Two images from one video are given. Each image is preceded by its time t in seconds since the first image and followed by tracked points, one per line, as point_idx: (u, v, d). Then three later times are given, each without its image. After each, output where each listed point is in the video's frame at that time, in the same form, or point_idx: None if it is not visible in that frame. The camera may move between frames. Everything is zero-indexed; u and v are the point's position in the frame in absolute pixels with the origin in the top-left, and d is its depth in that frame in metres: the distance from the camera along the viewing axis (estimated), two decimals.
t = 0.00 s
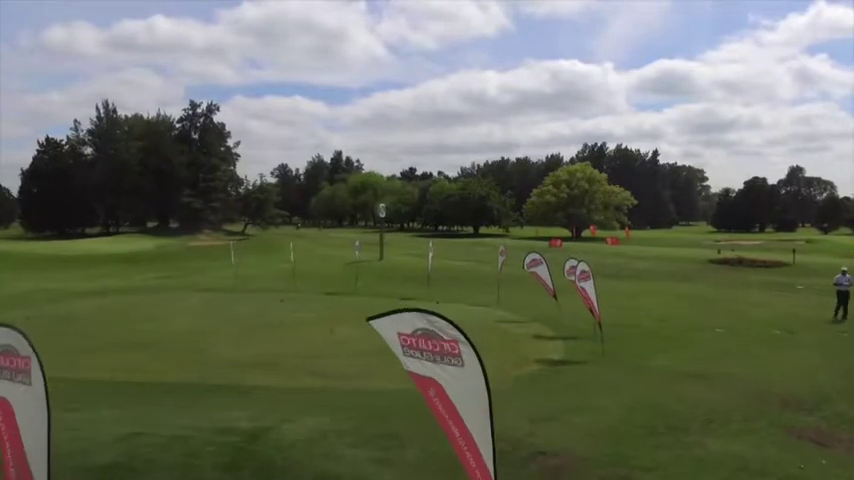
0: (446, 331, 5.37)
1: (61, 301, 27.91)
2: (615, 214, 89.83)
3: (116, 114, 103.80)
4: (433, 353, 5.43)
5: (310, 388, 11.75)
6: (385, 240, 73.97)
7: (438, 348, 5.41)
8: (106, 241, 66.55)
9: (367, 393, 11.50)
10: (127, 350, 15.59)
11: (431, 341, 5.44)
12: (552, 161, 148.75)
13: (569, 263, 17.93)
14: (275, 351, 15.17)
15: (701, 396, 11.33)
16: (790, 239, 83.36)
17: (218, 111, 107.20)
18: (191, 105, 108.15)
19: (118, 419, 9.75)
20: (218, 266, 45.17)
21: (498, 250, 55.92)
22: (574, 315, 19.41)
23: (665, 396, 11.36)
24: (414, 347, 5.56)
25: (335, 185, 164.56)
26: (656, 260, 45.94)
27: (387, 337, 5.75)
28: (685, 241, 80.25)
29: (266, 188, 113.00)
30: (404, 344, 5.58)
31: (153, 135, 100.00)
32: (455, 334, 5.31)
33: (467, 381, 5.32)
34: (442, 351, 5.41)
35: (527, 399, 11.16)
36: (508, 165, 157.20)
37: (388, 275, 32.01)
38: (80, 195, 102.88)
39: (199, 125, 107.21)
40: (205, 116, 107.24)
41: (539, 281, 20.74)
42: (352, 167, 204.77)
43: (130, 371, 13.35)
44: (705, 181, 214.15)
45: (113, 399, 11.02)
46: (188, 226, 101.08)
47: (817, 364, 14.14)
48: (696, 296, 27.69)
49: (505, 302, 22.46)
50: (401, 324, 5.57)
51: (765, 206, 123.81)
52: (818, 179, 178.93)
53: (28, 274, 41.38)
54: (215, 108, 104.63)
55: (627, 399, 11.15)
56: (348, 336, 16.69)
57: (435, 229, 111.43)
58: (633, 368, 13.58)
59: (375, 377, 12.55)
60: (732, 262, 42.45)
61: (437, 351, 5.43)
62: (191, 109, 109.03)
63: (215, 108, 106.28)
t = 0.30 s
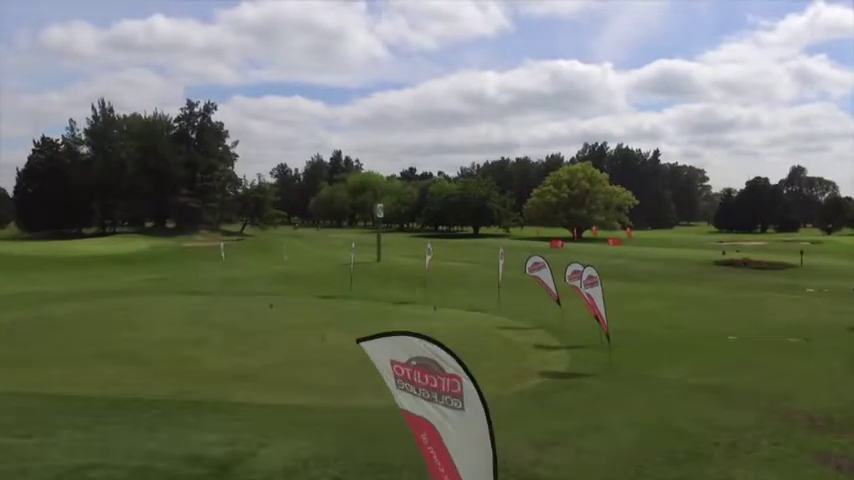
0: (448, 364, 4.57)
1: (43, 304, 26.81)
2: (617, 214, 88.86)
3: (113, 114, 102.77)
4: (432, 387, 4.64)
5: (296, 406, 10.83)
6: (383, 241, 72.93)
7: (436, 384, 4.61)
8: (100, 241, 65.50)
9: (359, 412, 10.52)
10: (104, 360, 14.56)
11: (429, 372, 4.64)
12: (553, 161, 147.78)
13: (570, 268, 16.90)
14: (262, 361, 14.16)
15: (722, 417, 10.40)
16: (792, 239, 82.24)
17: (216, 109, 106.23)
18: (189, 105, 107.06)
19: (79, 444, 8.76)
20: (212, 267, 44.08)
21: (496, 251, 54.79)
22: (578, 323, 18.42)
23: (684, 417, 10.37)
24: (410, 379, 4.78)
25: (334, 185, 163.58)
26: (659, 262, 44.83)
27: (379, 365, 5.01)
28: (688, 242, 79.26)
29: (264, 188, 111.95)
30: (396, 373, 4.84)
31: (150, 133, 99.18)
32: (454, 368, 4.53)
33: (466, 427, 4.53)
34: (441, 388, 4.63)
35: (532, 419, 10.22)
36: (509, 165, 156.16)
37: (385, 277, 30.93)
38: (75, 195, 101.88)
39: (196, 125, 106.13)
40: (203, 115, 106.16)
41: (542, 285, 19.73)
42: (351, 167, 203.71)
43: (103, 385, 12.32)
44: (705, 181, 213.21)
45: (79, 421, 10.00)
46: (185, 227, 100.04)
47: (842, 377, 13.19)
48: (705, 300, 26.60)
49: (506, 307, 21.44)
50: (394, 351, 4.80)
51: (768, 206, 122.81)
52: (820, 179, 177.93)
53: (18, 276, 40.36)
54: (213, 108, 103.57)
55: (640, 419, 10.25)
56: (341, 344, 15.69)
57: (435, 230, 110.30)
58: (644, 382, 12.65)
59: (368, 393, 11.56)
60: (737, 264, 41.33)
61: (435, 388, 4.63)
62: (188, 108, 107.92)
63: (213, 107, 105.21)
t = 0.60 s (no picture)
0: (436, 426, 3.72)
1: (26, 307, 25.78)
2: (619, 215, 87.83)
3: (110, 113, 101.91)
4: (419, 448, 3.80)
5: (280, 428, 9.84)
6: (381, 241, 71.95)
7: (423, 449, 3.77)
8: (95, 242, 64.66)
9: (348, 433, 9.58)
10: (76, 370, 13.59)
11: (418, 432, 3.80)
12: (553, 161, 146.78)
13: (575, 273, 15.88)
14: (245, 373, 13.18)
15: (744, 440, 9.52)
16: (796, 240, 81.14)
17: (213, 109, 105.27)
18: (186, 104, 106.09)
19: (28, 477, 7.69)
20: (206, 269, 43.09)
21: (497, 253, 53.71)
22: (583, 330, 17.38)
23: (701, 440, 9.47)
24: (397, 435, 3.96)
25: (333, 185, 162.63)
26: (663, 264, 43.74)
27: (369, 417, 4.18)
28: (692, 243, 78.21)
29: (263, 188, 110.90)
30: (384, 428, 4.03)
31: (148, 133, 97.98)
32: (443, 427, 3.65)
33: None
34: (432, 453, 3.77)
35: (535, 442, 9.40)
36: (509, 165, 155.17)
37: (384, 280, 29.85)
38: (72, 195, 101.08)
39: (194, 124, 105.17)
40: (200, 115, 105.19)
41: (545, 291, 18.66)
42: (351, 166, 202.76)
43: (73, 400, 11.21)
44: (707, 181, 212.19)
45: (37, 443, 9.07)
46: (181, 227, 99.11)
47: None
48: (714, 304, 25.54)
49: (506, 312, 20.41)
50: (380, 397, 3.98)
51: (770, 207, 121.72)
52: (822, 179, 176.86)
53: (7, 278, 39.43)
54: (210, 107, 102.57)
55: (654, 444, 9.35)
56: (331, 353, 14.70)
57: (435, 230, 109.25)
58: (655, 397, 11.68)
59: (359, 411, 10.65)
60: (744, 266, 40.23)
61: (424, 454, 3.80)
62: (186, 107, 106.96)
63: (210, 106, 104.21)
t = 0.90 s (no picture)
0: None
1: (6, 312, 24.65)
2: (621, 215, 86.74)
3: (105, 112, 100.74)
4: None
5: (253, 458, 8.71)
6: (380, 242, 70.91)
7: None
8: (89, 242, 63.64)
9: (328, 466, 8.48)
10: (36, 386, 12.44)
11: None
12: (554, 161, 145.62)
13: (579, 280, 14.73)
14: (224, 389, 12.04)
15: (778, 472, 8.45)
16: (800, 240, 80.03)
17: (210, 108, 104.10)
18: (183, 103, 104.90)
19: None
20: (200, 270, 41.97)
21: (497, 254, 52.58)
22: (589, 338, 16.23)
23: (729, 474, 8.38)
24: None
25: (332, 185, 161.51)
26: (668, 266, 42.58)
27: None
28: (696, 244, 77.13)
29: (261, 188, 109.77)
30: None
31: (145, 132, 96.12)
32: None
33: None
34: None
35: (539, 473, 8.38)
36: (510, 165, 153.98)
37: (381, 282, 28.68)
38: (67, 194, 100.03)
39: (191, 123, 104.00)
40: (197, 114, 104.04)
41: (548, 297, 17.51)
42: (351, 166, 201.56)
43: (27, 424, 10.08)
44: (708, 181, 211.09)
45: None
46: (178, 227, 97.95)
47: None
48: (724, 308, 24.42)
49: (507, 319, 19.26)
50: None
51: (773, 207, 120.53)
52: (824, 179, 175.68)
53: None
54: (207, 106, 101.33)
55: (674, 476, 8.31)
56: (318, 366, 13.56)
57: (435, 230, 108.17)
58: (673, 419, 10.56)
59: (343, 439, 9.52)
60: (751, 268, 39.08)
61: None
62: (183, 106, 105.79)
63: (207, 105, 103.00)
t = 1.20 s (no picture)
0: None
1: None
2: (622, 215, 85.66)
3: (100, 111, 99.58)
4: None
5: None
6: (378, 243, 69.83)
7: None
8: (82, 243, 62.67)
9: None
10: None
11: None
12: (554, 160, 144.42)
13: (586, 286, 13.58)
14: (196, 407, 10.93)
15: None
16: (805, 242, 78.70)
17: (207, 107, 102.90)
18: (180, 101, 103.71)
19: None
20: (192, 272, 40.83)
21: (497, 255, 51.45)
22: (596, 349, 15.09)
23: None
24: None
25: (331, 185, 160.34)
26: (673, 268, 41.38)
27: None
28: (700, 244, 75.92)
29: (259, 188, 108.60)
30: None
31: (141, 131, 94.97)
32: None
33: None
34: None
35: None
36: (510, 164, 152.81)
37: (376, 287, 27.55)
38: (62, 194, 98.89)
39: (188, 122, 102.81)
40: (194, 113, 102.86)
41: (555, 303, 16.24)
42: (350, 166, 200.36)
43: None
44: (709, 181, 209.88)
45: None
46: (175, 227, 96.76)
47: None
48: (736, 314, 23.25)
49: (508, 326, 18.13)
50: None
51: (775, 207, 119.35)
52: (827, 179, 174.48)
53: None
54: (204, 104, 100.13)
55: None
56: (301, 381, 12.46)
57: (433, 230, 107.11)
58: (694, 445, 9.41)
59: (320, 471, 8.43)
60: (758, 270, 37.90)
61: None
62: (180, 105, 104.60)
63: (204, 104, 101.81)
